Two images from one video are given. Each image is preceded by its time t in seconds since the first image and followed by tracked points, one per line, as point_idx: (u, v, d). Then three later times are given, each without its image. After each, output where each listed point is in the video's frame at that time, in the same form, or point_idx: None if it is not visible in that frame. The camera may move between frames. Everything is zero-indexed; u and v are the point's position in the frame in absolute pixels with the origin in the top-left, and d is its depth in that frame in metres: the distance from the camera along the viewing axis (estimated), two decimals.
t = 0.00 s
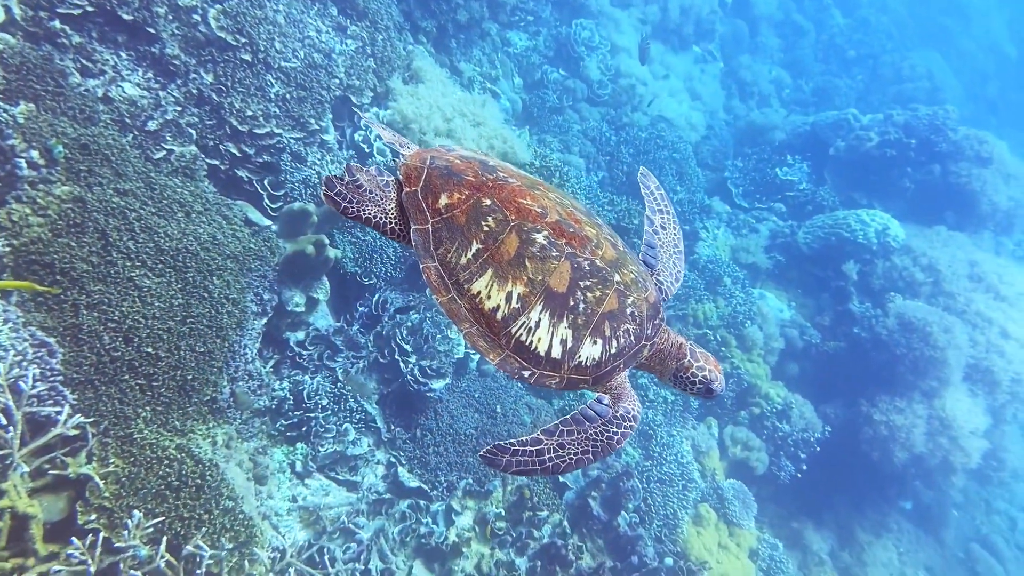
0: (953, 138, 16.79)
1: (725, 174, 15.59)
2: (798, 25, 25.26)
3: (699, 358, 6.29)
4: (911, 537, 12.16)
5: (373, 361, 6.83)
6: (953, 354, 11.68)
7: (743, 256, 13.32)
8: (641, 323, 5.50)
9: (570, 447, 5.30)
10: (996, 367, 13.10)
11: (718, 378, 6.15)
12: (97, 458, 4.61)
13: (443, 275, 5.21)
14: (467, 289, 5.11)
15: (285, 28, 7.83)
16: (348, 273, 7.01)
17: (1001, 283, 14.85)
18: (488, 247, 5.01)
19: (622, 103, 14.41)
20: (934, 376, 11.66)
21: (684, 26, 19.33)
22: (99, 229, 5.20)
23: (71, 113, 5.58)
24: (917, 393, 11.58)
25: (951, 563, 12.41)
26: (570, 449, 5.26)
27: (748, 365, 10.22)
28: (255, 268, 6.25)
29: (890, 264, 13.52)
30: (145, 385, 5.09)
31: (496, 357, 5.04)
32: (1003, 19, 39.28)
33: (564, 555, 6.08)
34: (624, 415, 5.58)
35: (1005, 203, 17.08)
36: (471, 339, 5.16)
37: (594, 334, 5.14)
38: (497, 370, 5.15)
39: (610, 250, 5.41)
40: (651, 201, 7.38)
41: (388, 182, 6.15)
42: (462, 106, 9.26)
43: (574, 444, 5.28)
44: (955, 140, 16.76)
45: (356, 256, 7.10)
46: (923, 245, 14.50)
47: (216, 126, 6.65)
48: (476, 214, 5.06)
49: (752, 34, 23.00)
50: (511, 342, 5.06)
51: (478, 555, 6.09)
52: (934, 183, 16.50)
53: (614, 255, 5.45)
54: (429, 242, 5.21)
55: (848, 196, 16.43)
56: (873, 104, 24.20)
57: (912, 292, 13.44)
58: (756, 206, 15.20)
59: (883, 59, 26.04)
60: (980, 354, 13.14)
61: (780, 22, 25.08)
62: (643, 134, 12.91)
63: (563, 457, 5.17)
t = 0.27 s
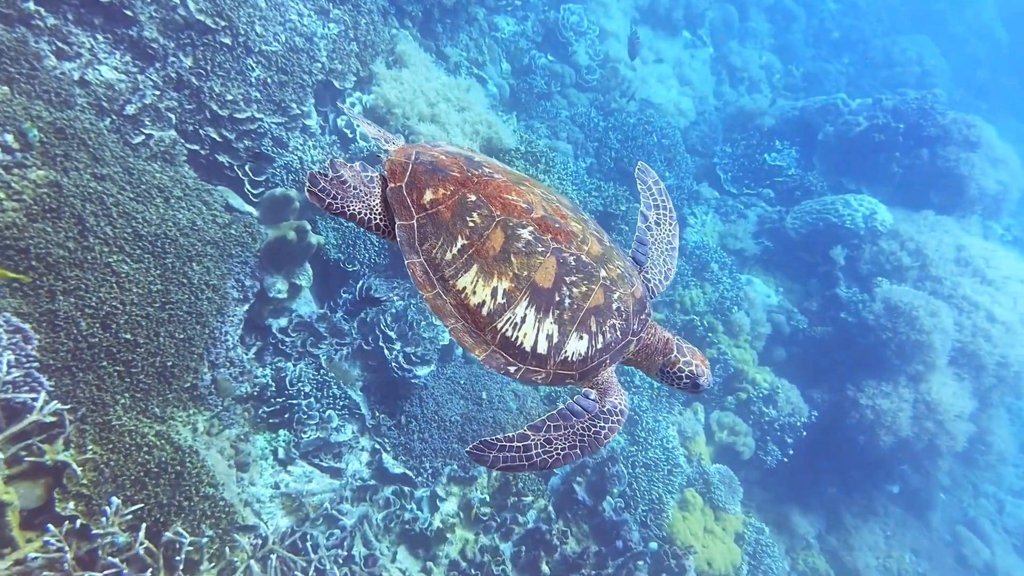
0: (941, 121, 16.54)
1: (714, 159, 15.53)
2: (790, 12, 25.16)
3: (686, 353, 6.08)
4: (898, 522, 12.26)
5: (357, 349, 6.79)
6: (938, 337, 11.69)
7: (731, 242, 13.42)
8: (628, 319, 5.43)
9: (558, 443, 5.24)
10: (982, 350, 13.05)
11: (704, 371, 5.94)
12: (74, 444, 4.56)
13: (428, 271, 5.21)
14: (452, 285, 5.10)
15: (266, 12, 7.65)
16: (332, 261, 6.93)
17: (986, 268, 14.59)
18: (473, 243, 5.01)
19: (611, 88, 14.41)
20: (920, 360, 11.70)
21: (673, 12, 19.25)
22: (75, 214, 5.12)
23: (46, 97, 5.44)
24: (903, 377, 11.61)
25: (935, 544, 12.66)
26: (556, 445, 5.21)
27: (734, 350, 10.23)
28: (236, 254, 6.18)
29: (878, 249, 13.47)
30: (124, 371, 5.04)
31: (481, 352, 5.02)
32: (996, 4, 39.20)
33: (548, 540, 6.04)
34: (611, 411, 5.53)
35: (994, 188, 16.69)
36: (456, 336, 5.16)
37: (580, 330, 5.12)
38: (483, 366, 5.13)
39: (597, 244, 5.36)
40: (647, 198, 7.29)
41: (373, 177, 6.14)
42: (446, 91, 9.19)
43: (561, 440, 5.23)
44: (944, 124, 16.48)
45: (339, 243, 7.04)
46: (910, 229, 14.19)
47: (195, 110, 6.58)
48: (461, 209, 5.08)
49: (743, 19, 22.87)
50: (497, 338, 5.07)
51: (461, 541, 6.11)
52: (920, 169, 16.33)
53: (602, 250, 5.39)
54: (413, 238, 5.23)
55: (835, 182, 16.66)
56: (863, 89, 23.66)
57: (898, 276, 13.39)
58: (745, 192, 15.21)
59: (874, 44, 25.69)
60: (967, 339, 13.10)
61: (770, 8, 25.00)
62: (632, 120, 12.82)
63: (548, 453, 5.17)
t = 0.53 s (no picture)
0: (928, 113, 16.75)
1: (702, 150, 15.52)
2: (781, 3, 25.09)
3: (672, 354, 6.17)
4: (884, 511, 12.37)
5: (340, 340, 6.72)
6: (923, 327, 11.59)
7: (719, 233, 13.31)
8: (614, 320, 5.50)
9: (549, 442, 5.32)
10: (967, 340, 13.06)
11: (690, 375, 6.00)
12: (50, 437, 4.49)
13: (413, 272, 5.19)
14: (437, 287, 5.09)
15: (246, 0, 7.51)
16: (315, 253, 6.88)
17: (974, 258, 14.38)
18: (459, 244, 5.02)
19: (599, 79, 14.40)
20: (906, 350, 11.65)
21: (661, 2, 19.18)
22: (51, 204, 5.02)
23: (22, 85, 5.27)
24: (889, 367, 11.60)
25: (922, 534, 12.77)
26: (549, 443, 5.28)
27: (721, 341, 10.24)
28: (216, 245, 6.10)
29: (865, 240, 13.43)
30: (101, 363, 4.97)
31: (467, 354, 5.05)
32: None
33: (531, 531, 6.04)
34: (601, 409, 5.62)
35: (980, 178, 16.61)
36: (441, 337, 5.15)
37: (565, 331, 5.16)
38: (469, 367, 5.14)
39: (582, 245, 5.42)
40: (647, 201, 7.15)
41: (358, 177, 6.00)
42: (430, 81, 9.13)
43: (553, 438, 5.31)
44: (931, 114, 16.66)
45: (322, 234, 7.00)
46: (896, 220, 14.06)
47: (175, 100, 6.49)
48: (447, 210, 5.08)
49: (732, 10, 22.76)
50: (482, 340, 5.07)
51: (445, 532, 6.10)
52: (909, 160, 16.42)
53: (587, 251, 5.45)
54: (398, 240, 5.18)
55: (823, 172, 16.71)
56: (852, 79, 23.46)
57: (883, 267, 13.21)
58: (733, 183, 15.24)
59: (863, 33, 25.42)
60: (953, 329, 13.12)
61: None
62: (620, 111, 12.77)
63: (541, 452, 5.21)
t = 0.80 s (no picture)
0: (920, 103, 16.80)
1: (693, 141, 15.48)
2: None
3: (662, 355, 6.10)
4: (875, 503, 12.41)
5: (326, 331, 6.67)
6: (913, 318, 11.60)
7: (710, 225, 13.30)
8: (604, 321, 5.43)
9: (547, 438, 5.30)
10: (957, 332, 13.15)
11: (681, 375, 5.96)
12: (30, 428, 4.47)
13: (404, 272, 5.15)
14: (427, 286, 5.05)
15: None
16: (301, 243, 6.80)
17: (964, 249, 14.37)
18: (449, 244, 4.96)
19: (590, 70, 14.33)
20: (896, 340, 11.65)
21: None
22: (31, 193, 4.96)
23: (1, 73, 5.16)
24: (879, 358, 11.60)
25: (912, 524, 12.87)
26: (547, 439, 5.25)
27: (710, 332, 10.22)
28: (200, 235, 6.04)
29: (855, 231, 13.42)
30: (82, 353, 4.94)
31: (457, 354, 5.00)
32: None
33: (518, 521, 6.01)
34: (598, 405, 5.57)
35: (970, 169, 16.61)
36: (431, 337, 5.10)
37: (555, 332, 5.09)
38: (459, 367, 5.08)
39: (573, 245, 5.36)
40: (652, 204, 6.94)
41: (349, 177, 5.92)
42: (418, 71, 9.07)
43: (551, 435, 5.27)
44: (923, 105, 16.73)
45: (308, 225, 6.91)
46: (887, 210, 14.06)
47: (159, 89, 6.42)
48: (437, 211, 5.03)
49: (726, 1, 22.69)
50: (472, 340, 5.03)
51: (432, 523, 6.07)
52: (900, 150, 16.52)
53: (578, 252, 5.39)
54: (388, 239, 5.14)
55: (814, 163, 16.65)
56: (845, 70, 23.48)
57: (874, 259, 13.16)
58: (724, 174, 15.20)
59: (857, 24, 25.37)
60: (942, 320, 13.16)
61: None
62: (611, 103, 12.73)
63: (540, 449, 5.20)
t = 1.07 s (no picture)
0: (909, 93, 16.68)
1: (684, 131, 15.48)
2: None
3: (652, 355, 5.94)
4: (863, 492, 12.51)
5: (311, 321, 6.57)
6: (901, 308, 11.61)
7: (699, 215, 13.23)
8: (593, 321, 5.24)
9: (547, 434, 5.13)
10: (944, 321, 13.22)
11: (669, 376, 5.82)
12: (7, 417, 4.41)
13: (394, 271, 4.99)
14: (417, 285, 4.91)
15: None
16: (285, 230, 6.79)
17: (951, 238, 14.38)
18: (439, 244, 4.78)
19: (580, 60, 14.26)
20: (883, 331, 11.72)
21: None
22: (7, 179, 4.85)
23: None
24: (866, 348, 11.67)
25: (900, 513, 12.99)
26: (548, 435, 5.09)
27: (699, 322, 10.22)
28: (182, 223, 5.97)
29: (844, 221, 13.43)
30: (61, 342, 4.89)
31: (444, 353, 4.87)
32: None
33: (503, 511, 5.99)
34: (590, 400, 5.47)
35: (959, 158, 16.60)
36: (421, 337, 4.97)
37: (544, 331, 4.95)
38: (448, 367, 4.96)
39: (564, 245, 5.14)
40: (652, 208, 6.54)
41: (338, 174, 5.66)
42: (404, 59, 8.98)
43: (551, 430, 5.11)
44: (913, 95, 16.63)
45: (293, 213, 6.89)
46: (876, 201, 14.08)
47: (139, 75, 6.30)
48: (428, 210, 4.84)
49: None
50: (462, 339, 4.89)
51: (417, 513, 6.05)
52: (890, 141, 16.43)
53: (569, 252, 5.17)
54: (379, 238, 4.99)
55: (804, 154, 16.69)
56: (837, 61, 23.48)
57: (862, 249, 13.26)
58: (714, 164, 15.21)
59: (849, 15, 25.28)
60: (930, 310, 13.20)
61: None
62: (601, 93, 12.67)
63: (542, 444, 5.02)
